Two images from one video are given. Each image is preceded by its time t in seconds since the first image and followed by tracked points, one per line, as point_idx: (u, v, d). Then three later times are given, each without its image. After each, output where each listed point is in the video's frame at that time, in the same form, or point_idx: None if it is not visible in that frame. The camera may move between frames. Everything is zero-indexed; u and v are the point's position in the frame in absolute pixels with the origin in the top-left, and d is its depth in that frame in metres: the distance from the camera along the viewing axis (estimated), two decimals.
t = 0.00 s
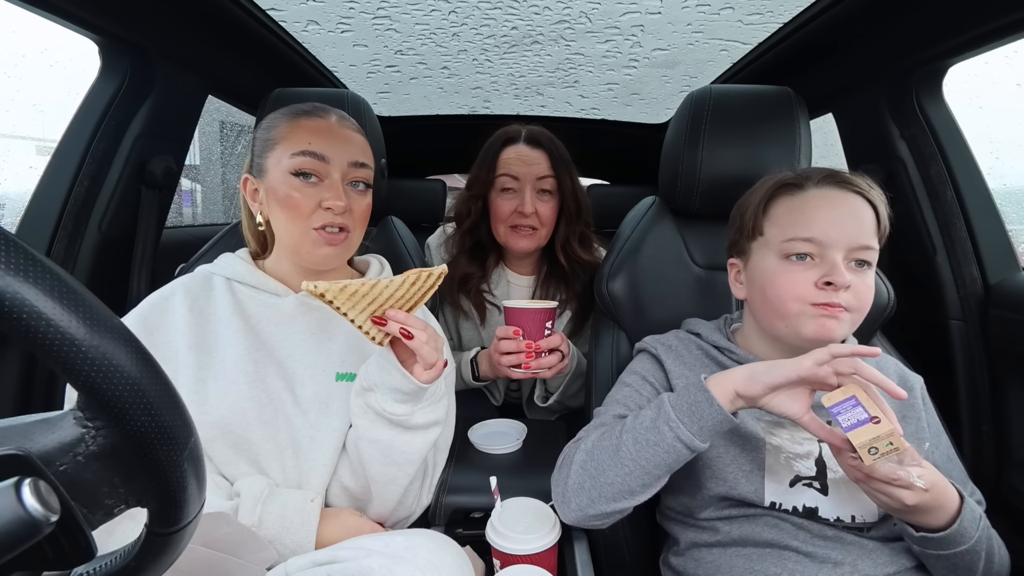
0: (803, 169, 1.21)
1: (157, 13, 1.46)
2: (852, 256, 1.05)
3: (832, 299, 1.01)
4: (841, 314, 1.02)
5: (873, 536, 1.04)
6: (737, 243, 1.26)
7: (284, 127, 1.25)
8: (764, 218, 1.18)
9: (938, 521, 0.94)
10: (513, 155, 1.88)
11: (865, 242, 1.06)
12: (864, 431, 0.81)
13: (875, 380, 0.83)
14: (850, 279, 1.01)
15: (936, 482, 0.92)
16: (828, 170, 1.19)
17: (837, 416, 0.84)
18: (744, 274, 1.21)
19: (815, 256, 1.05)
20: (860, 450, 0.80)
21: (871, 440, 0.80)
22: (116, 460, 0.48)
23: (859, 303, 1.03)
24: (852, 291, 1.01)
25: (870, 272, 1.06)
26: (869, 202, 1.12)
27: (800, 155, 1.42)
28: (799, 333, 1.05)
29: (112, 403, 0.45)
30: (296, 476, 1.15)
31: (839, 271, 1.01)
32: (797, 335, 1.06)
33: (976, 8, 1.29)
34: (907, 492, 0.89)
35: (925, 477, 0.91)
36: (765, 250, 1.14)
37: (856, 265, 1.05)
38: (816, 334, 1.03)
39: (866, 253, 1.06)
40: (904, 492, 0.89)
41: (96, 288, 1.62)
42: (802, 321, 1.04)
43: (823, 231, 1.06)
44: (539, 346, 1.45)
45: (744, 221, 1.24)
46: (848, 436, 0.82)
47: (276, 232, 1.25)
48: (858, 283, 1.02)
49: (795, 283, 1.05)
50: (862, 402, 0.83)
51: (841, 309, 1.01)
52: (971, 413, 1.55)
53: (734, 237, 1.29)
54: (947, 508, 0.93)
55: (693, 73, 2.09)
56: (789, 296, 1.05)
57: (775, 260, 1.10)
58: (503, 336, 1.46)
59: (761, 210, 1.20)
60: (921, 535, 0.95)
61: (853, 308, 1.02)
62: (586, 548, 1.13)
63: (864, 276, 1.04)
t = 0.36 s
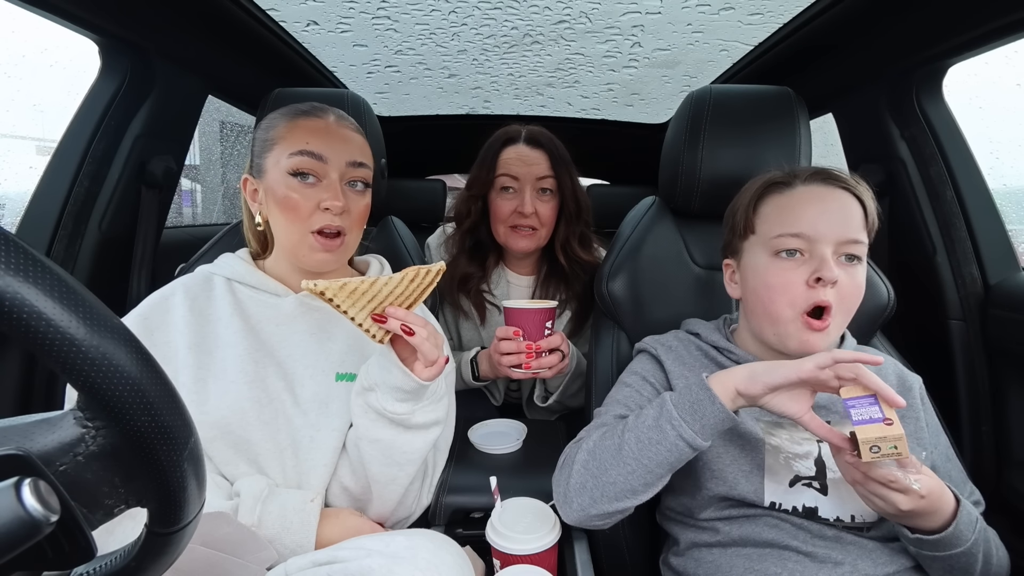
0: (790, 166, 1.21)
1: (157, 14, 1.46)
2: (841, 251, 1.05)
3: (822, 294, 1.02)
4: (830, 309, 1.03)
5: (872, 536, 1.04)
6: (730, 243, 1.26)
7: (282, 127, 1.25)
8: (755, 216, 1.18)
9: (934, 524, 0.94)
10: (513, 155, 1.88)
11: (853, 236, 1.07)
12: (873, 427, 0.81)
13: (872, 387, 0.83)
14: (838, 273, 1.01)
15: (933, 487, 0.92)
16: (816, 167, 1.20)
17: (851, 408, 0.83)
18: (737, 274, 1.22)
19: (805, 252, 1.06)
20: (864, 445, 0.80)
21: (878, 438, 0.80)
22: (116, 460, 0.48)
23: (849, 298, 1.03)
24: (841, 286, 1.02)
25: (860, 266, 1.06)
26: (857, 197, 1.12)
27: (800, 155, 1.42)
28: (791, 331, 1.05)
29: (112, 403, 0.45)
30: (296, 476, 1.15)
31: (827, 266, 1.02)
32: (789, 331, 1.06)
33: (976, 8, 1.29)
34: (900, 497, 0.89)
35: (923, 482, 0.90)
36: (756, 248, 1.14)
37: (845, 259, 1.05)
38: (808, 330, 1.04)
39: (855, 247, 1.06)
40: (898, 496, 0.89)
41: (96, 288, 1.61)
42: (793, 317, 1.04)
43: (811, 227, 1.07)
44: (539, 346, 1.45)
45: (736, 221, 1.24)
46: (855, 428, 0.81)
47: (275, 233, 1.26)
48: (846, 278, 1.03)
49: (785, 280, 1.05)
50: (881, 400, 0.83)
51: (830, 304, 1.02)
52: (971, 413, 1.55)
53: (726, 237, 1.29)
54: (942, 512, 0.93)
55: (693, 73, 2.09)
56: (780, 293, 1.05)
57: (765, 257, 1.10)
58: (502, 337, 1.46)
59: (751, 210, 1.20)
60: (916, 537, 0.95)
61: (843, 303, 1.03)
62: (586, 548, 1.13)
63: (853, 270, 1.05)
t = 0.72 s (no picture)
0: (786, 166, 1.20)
1: (157, 13, 1.46)
2: (832, 257, 1.05)
3: (807, 301, 1.03)
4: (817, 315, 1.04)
5: (871, 535, 1.04)
6: (724, 243, 1.27)
7: (282, 127, 1.25)
8: (747, 220, 1.19)
9: (929, 523, 0.94)
10: (513, 155, 1.88)
11: (843, 243, 1.06)
12: (866, 427, 0.81)
13: (867, 387, 0.84)
14: (825, 281, 1.02)
15: (931, 492, 0.92)
16: (810, 168, 1.19)
17: (845, 408, 0.84)
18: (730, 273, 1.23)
19: (793, 259, 1.06)
20: (857, 445, 0.81)
21: (871, 439, 0.81)
22: (116, 460, 0.48)
23: (836, 302, 1.04)
24: (827, 292, 1.03)
25: (850, 271, 1.07)
26: (849, 201, 1.12)
27: (800, 155, 1.42)
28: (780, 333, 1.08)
29: (112, 403, 0.45)
30: (296, 476, 1.15)
31: (814, 274, 1.03)
32: (777, 331, 1.08)
33: (975, 8, 1.29)
34: (897, 500, 0.89)
35: (919, 486, 0.90)
36: (746, 252, 1.15)
37: (835, 265, 1.05)
38: (795, 332, 1.06)
39: (846, 253, 1.06)
40: (894, 499, 0.89)
41: (96, 288, 1.61)
42: (780, 321, 1.06)
43: (800, 235, 1.07)
44: (539, 346, 1.45)
45: (729, 222, 1.25)
46: (848, 428, 0.82)
47: (276, 233, 1.26)
48: (833, 283, 1.04)
49: (773, 285, 1.06)
50: (874, 400, 0.83)
51: (816, 310, 1.04)
52: (971, 413, 1.55)
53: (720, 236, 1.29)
54: (937, 513, 0.93)
55: (693, 73, 2.09)
56: (767, 298, 1.07)
57: (754, 263, 1.11)
58: (502, 337, 1.46)
59: (743, 212, 1.20)
60: (911, 537, 0.96)
61: (830, 308, 1.04)
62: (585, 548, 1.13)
63: (843, 275, 1.05)
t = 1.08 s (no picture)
0: (791, 166, 1.20)
1: (157, 13, 1.45)
2: (837, 259, 1.06)
3: (816, 304, 1.03)
4: (823, 317, 1.04)
5: (871, 534, 1.04)
6: (726, 242, 1.27)
7: (285, 128, 1.25)
8: (752, 220, 1.19)
9: (928, 522, 0.94)
10: (513, 155, 1.88)
11: (850, 245, 1.06)
12: (865, 427, 0.81)
13: (866, 386, 0.84)
14: (832, 284, 1.02)
15: (931, 491, 0.92)
16: (815, 169, 1.19)
17: (844, 408, 0.84)
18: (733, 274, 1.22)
19: (801, 262, 1.06)
20: (857, 445, 0.81)
21: (870, 439, 0.81)
22: (116, 460, 0.48)
23: (842, 306, 1.05)
24: (834, 296, 1.03)
25: (854, 274, 1.07)
26: (856, 202, 1.13)
27: (800, 155, 1.42)
28: (786, 336, 1.08)
29: (112, 403, 0.45)
30: (296, 476, 1.15)
31: (822, 277, 1.02)
32: (782, 334, 1.08)
33: (975, 8, 1.29)
34: (897, 500, 0.89)
35: (918, 486, 0.91)
36: (752, 252, 1.15)
37: (841, 268, 1.05)
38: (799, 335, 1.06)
39: (853, 256, 1.06)
40: (895, 499, 0.89)
41: (96, 288, 1.61)
42: (787, 324, 1.06)
43: (807, 237, 1.07)
44: (539, 346, 1.45)
45: (732, 222, 1.24)
46: (847, 429, 0.82)
47: (279, 234, 1.26)
48: (839, 287, 1.04)
49: (780, 289, 1.06)
50: (873, 400, 0.84)
51: (823, 313, 1.03)
52: (972, 413, 1.55)
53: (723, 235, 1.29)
54: (936, 512, 0.93)
55: (694, 73, 2.09)
56: (774, 302, 1.07)
57: (760, 264, 1.11)
58: (502, 337, 1.46)
59: (749, 211, 1.20)
60: (910, 535, 0.96)
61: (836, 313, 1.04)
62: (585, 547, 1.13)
63: (848, 279, 1.06)
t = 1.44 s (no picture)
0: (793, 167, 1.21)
1: (157, 14, 1.46)
2: (839, 260, 1.06)
3: (818, 305, 1.03)
4: (826, 319, 1.04)
5: (871, 534, 1.04)
6: (728, 242, 1.27)
7: (285, 129, 1.25)
8: (754, 221, 1.19)
9: (928, 522, 0.94)
10: (513, 155, 1.88)
11: (851, 246, 1.07)
12: (867, 428, 0.82)
13: (868, 388, 0.84)
14: (835, 285, 1.02)
15: (931, 492, 0.92)
16: (818, 169, 1.19)
17: (845, 409, 0.84)
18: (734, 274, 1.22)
19: (801, 261, 1.07)
20: (858, 446, 0.81)
21: (872, 439, 0.81)
22: (116, 460, 0.48)
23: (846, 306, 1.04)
24: (837, 294, 1.03)
25: (858, 273, 1.07)
26: (858, 203, 1.12)
27: (800, 155, 1.41)
28: (790, 337, 1.08)
29: (112, 403, 0.45)
30: (296, 476, 1.15)
31: (824, 277, 1.03)
32: (785, 336, 1.08)
33: (975, 8, 1.29)
34: (897, 501, 0.89)
35: (917, 487, 0.91)
36: (754, 253, 1.15)
37: (843, 268, 1.06)
38: (804, 336, 1.06)
39: (854, 255, 1.07)
40: (894, 501, 0.89)
41: (96, 288, 1.61)
42: (790, 325, 1.06)
43: (810, 237, 1.07)
44: (539, 346, 1.45)
45: (734, 223, 1.24)
46: (849, 429, 0.82)
47: (279, 235, 1.26)
48: (842, 286, 1.04)
49: (782, 289, 1.07)
50: (875, 402, 0.84)
51: (825, 315, 1.03)
52: (972, 413, 1.55)
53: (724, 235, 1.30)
54: (935, 513, 0.93)
55: (694, 73, 2.09)
56: (777, 301, 1.07)
57: (763, 264, 1.11)
58: (501, 337, 1.46)
59: (751, 212, 1.20)
60: (910, 535, 0.96)
61: (840, 312, 1.04)
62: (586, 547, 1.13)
63: (852, 278, 1.06)
